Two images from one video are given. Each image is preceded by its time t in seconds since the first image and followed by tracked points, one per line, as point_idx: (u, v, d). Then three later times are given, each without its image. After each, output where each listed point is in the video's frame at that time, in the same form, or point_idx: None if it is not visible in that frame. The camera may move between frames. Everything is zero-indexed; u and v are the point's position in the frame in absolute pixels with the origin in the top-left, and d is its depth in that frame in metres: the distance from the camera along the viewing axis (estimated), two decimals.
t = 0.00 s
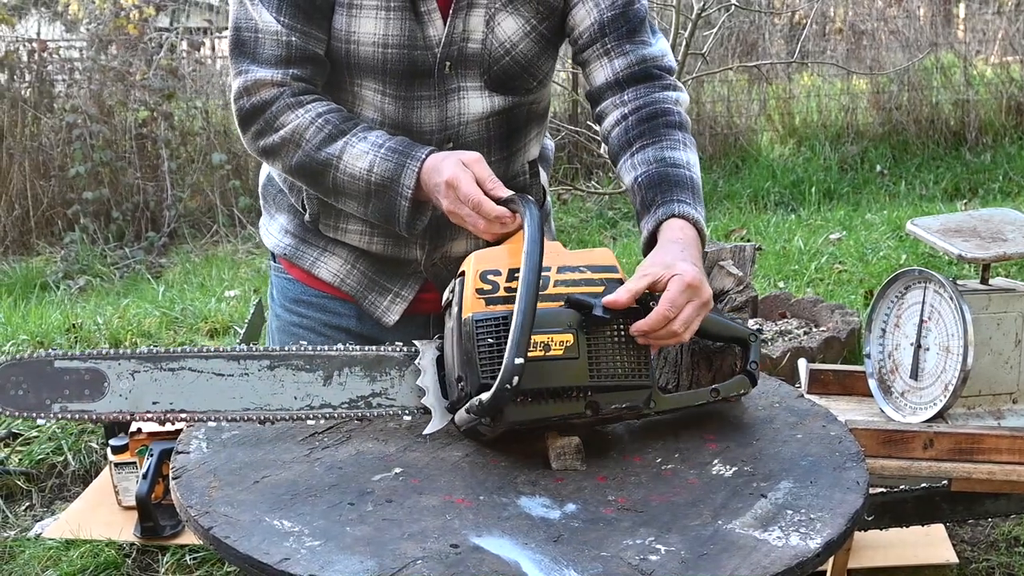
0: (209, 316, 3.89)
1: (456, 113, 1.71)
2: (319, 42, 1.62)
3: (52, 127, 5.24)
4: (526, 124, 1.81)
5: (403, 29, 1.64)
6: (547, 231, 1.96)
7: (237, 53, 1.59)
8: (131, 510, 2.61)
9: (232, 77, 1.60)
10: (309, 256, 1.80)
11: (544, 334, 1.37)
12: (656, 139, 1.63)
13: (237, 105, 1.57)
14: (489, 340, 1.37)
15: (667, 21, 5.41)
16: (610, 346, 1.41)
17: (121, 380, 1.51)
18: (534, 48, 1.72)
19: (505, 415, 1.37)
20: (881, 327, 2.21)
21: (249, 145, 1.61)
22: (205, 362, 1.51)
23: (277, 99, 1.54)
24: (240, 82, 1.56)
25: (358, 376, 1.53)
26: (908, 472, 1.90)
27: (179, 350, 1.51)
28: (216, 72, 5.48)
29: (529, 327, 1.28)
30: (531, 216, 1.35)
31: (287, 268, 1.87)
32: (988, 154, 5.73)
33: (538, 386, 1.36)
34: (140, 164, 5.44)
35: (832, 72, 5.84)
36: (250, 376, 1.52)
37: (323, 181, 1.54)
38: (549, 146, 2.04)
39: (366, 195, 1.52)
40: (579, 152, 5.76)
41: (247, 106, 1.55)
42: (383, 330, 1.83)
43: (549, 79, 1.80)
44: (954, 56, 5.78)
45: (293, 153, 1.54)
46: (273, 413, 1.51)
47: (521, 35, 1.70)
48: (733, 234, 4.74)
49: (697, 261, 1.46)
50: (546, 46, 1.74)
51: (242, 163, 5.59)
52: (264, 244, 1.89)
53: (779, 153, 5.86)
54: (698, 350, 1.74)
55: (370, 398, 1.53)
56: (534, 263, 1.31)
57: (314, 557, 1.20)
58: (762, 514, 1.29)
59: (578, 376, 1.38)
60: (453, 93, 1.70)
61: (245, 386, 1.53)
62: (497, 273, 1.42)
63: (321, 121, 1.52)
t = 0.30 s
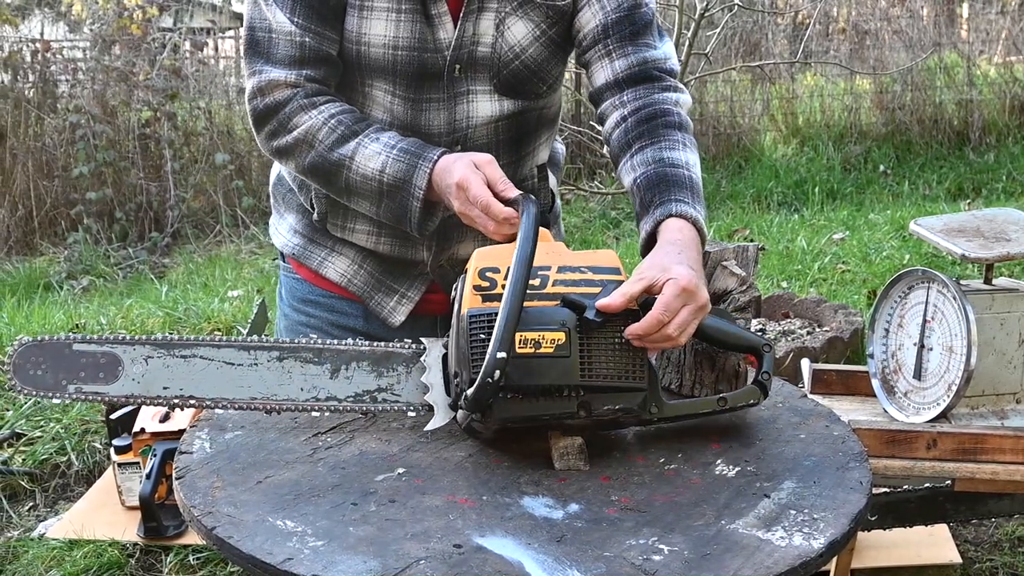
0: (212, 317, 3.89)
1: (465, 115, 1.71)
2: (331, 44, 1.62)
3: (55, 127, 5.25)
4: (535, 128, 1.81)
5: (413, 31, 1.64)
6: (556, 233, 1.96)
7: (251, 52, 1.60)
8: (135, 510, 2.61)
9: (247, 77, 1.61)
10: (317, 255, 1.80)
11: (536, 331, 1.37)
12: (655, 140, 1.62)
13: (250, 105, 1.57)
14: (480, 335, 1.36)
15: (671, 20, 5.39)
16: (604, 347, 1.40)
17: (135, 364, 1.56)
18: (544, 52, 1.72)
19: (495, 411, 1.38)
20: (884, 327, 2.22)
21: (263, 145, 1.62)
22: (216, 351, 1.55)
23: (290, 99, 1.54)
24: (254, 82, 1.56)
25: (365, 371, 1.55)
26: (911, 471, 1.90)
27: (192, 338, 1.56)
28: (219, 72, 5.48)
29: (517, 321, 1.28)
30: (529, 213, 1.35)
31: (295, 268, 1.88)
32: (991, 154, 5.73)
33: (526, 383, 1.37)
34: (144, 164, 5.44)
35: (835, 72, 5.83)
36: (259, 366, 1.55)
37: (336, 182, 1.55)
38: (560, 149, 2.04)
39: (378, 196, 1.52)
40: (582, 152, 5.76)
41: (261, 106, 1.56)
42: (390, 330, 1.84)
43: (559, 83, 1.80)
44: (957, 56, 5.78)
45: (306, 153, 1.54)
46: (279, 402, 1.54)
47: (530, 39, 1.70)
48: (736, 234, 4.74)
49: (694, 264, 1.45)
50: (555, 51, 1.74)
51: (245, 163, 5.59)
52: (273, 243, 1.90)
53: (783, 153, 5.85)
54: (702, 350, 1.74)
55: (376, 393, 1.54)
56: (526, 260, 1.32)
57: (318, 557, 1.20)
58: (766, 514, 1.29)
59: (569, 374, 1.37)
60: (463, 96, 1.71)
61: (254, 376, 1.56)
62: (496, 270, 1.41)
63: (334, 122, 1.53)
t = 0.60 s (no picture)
0: (214, 317, 3.89)
1: (469, 117, 1.71)
2: (334, 46, 1.62)
3: (57, 128, 5.25)
4: (540, 129, 1.81)
5: (416, 33, 1.64)
6: (561, 234, 1.97)
7: (255, 55, 1.60)
8: (136, 510, 2.61)
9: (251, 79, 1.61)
10: (323, 256, 1.80)
11: (537, 332, 1.37)
12: (657, 141, 1.62)
13: (256, 107, 1.58)
14: (481, 336, 1.36)
15: (672, 21, 5.39)
16: (604, 347, 1.40)
17: (137, 363, 1.56)
18: (548, 53, 1.72)
19: (496, 411, 1.38)
20: (886, 327, 2.22)
21: (268, 146, 1.62)
22: (217, 351, 1.55)
23: (294, 101, 1.54)
24: (259, 84, 1.57)
25: (366, 370, 1.54)
26: (912, 472, 1.90)
27: (193, 338, 1.56)
28: (221, 73, 5.48)
29: (518, 322, 1.28)
30: (529, 213, 1.35)
31: (301, 268, 1.88)
32: (992, 154, 5.73)
33: (526, 383, 1.37)
34: (145, 164, 5.44)
35: (836, 72, 5.84)
36: (260, 365, 1.55)
37: (339, 183, 1.55)
38: (567, 151, 2.05)
39: (382, 197, 1.52)
40: (583, 152, 5.76)
41: (266, 108, 1.56)
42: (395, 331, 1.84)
43: (563, 84, 1.80)
44: (958, 56, 5.77)
45: (310, 155, 1.54)
46: (280, 402, 1.54)
47: (534, 40, 1.70)
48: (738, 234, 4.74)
49: (696, 266, 1.45)
50: (558, 52, 1.74)
51: (246, 163, 5.60)
52: (279, 243, 1.90)
53: (783, 152, 5.85)
54: (703, 350, 1.74)
55: (377, 393, 1.54)
56: (527, 262, 1.31)
57: (319, 557, 1.20)
58: (767, 514, 1.29)
59: (569, 375, 1.37)
60: (466, 98, 1.71)
61: (255, 375, 1.56)
62: (497, 270, 1.41)
63: (338, 124, 1.53)
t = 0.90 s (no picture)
0: (214, 317, 3.89)
1: (470, 117, 1.71)
2: (334, 47, 1.62)
3: (57, 128, 5.25)
4: (541, 129, 1.81)
5: (415, 33, 1.64)
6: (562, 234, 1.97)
7: (255, 56, 1.60)
8: (136, 510, 2.61)
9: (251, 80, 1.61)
10: (324, 256, 1.80)
11: (536, 332, 1.37)
12: (658, 141, 1.62)
13: (255, 108, 1.58)
14: (481, 336, 1.36)
15: (672, 21, 5.39)
16: (604, 347, 1.40)
17: (137, 364, 1.56)
18: (549, 53, 1.72)
19: (495, 411, 1.38)
20: (886, 327, 2.22)
21: (267, 147, 1.62)
22: (217, 351, 1.55)
23: (294, 102, 1.54)
24: (258, 85, 1.57)
25: (366, 371, 1.54)
26: (913, 472, 1.90)
27: (193, 338, 1.56)
28: (221, 73, 5.48)
29: (517, 322, 1.28)
30: (529, 213, 1.35)
31: (302, 268, 1.88)
32: (992, 154, 5.73)
33: (525, 383, 1.37)
34: (145, 164, 5.44)
35: (836, 73, 5.84)
36: (260, 365, 1.55)
37: (339, 183, 1.55)
38: (569, 152, 2.05)
39: (382, 198, 1.52)
40: (583, 152, 5.76)
41: (265, 109, 1.56)
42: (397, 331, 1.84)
43: (564, 83, 1.79)
44: (958, 56, 5.77)
45: (310, 156, 1.54)
46: (280, 402, 1.54)
47: (534, 40, 1.70)
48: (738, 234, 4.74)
49: (696, 266, 1.44)
50: (559, 52, 1.74)
51: (246, 163, 5.60)
52: (281, 243, 1.90)
53: (784, 152, 5.85)
54: (703, 350, 1.74)
55: (378, 393, 1.54)
56: (527, 262, 1.31)
57: (319, 557, 1.20)
58: (767, 514, 1.29)
59: (569, 375, 1.37)
60: (467, 98, 1.71)
61: (256, 375, 1.56)
62: (497, 271, 1.41)
63: (337, 124, 1.53)
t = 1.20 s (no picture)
0: (214, 317, 3.89)
1: (469, 116, 1.71)
2: (332, 46, 1.62)
3: (58, 128, 5.25)
4: (541, 128, 1.81)
5: (414, 32, 1.64)
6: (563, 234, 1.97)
7: (253, 55, 1.60)
8: (136, 511, 2.61)
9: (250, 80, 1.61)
10: (324, 256, 1.80)
11: (536, 332, 1.37)
12: (657, 140, 1.62)
13: (254, 107, 1.58)
14: (481, 336, 1.37)
15: (673, 21, 5.38)
16: (604, 346, 1.40)
17: (137, 364, 1.56)
18: (548, 51, 1.72)
19: (496, 411, 1.38)
20: (886, 327, 2.22)
21: (266, 147, 1.62)
22: (217, 351, 1.55)
23: (293, 102, 1.54)
24: (257, 84, 1.57)
25: (366, 371, 1.54)
26: (913, 472, 1.90)
27: (193, 339, 1.56)
28: (221, 73, 5.48)
29: (517, 322, 1.28)
30: (529, 213, 1.35)
31: (303, 269, 1.88)
32: (993, 154, 5.72)
33: (525, 383, 1.37)
34: (146, 164, 5.44)
35: (836, 73, 5.84)
36: (260, 365, 1.55)
37: (338, 183, 1.55)
38: (569, 152, 2.05)
39: (381, 197, 1.52)
40: (584, 152, 5.77)
41: (264, 109, 1.56)
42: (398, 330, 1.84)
43: (563, 81, 1.79)
44: (959, 56, 5.77)
45: (309, 156, 1.54)
46: (280, 402, 1.54)
47: (533, 38, 1.70)
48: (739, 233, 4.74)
49: (696, 265, 1.45)
50: (559, 50, 1.74)
51: (247, 163, 5.61)
52: (281, 244, 1.90)
53: (784, 152, 5.85)
54: (703, 352, 1.74)
55: (378, 393, 1.54)
56: (527, 262, 1.31)
57: (319, 557, 1.20)
58: (768, 515, 1.29)
59: (569, 375, 1.37)
60: (466, 98, 1.71)
61: (256, 375, 1.56)
62: (497, 271, 1.41)
63: (337, 124, 1.53)
